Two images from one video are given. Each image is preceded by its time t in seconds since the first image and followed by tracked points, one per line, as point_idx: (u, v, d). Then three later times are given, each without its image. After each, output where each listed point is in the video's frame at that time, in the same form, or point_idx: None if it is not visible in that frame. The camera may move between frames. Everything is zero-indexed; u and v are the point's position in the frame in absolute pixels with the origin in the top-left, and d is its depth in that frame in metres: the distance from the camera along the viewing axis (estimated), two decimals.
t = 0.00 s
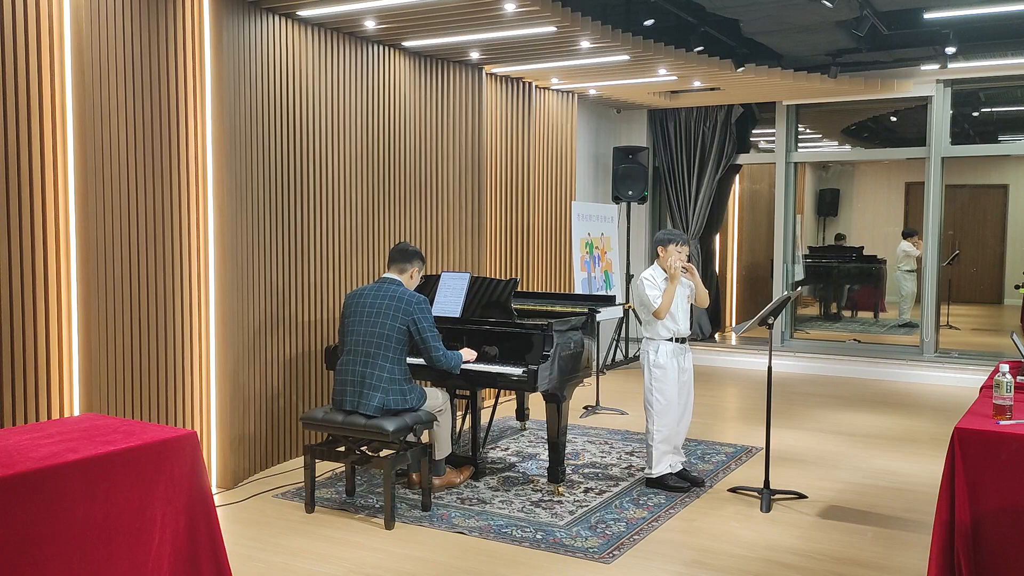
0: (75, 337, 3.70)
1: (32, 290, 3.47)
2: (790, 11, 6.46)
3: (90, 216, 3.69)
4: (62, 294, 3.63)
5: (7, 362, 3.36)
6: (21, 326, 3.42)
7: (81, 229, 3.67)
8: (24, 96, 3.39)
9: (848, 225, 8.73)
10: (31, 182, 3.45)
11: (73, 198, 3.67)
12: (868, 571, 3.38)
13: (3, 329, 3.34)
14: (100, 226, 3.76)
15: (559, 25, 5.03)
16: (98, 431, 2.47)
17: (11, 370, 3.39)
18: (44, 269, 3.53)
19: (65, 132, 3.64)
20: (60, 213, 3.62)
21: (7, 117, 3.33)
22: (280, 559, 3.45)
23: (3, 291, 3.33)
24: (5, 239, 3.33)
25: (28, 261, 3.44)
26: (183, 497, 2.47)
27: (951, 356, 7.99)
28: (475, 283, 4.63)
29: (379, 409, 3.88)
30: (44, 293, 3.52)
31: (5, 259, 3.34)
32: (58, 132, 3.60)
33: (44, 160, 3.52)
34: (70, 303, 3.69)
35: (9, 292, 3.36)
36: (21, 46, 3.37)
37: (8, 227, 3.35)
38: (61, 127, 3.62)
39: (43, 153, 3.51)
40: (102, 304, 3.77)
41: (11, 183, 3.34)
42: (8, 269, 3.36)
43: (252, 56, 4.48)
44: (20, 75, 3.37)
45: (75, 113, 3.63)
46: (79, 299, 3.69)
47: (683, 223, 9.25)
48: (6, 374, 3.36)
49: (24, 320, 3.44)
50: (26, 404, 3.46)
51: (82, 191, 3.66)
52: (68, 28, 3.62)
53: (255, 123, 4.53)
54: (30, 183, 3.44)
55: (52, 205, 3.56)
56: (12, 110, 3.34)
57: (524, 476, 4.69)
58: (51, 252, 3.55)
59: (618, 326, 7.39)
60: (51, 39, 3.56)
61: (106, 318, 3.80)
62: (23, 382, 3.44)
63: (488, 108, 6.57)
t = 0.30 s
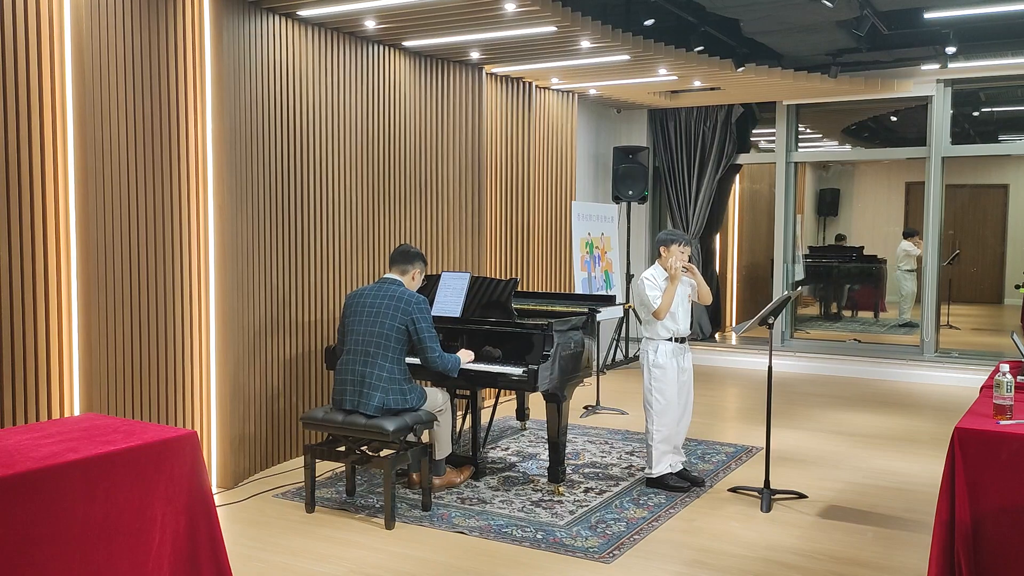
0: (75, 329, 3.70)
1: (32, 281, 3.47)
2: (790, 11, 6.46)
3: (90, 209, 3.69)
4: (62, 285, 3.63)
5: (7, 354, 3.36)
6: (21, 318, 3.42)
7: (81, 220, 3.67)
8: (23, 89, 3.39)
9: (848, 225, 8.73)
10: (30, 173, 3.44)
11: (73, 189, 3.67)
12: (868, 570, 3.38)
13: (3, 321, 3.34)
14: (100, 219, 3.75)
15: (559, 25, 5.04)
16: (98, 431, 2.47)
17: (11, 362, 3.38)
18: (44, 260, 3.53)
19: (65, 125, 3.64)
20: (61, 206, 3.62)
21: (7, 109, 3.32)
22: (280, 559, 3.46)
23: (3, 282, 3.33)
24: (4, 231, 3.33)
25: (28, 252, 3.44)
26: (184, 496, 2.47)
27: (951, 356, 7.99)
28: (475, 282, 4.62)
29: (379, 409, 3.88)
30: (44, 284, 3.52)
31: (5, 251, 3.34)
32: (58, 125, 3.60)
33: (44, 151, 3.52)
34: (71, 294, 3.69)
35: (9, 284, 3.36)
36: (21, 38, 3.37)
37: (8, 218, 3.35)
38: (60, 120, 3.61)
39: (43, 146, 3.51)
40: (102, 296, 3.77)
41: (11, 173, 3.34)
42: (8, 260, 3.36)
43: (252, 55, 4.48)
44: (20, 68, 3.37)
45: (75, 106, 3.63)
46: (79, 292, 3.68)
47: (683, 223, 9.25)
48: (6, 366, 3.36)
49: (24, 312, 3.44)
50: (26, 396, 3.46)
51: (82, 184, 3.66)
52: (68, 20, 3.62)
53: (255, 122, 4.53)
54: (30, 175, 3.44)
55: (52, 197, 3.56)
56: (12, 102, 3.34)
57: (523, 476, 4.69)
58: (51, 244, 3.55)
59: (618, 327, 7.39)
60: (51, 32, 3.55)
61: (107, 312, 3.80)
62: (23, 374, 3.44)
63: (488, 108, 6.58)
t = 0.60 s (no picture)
0: (75, 328, 3.70)
1: (31, 280, 3.46)
2: (790, 11, 6.47)
3: (90, 207, 3.69)
4: (62, 284, 3.63)
5: (7, 353, 3.36)
6: (21, 317, 3.42)
7: (81, 218, 3.67)
8: (23, 89, 3.39)
9: (848, 225, 8.73)
10: (30, 173, 3.44)
11: (73, 188, 3.67)
12: (869, 570, 3.38)
13: (3, 320, 3.34)
14: (99, 218, 3.75)
15: (559, 25, 5.04)
16: (98, 431, 2.46)
17: (11, 361, 3.38)
18: (44, 257, 3.52)
19: (65, 124, 3.64)
20: (61, 205, 3.62)
21: (7, 109, 3.32)
22: (280, 559, 3.46)
23: (3, 281, 3.33)
24: (4, 230, 3.33)
25: (28, 251, 3.44)
26: (184, 495, 2.47)
27: (950, 356, 7.99)
28: (475, 282, 4.62)
29: (379, 408, 3.88)
30: (44, 282, 3.52)
31: (5, 250, 3.33)
32: (58, 124, 3.59)
33: (44, 150, 3.52)
34: (70, 293, 3.69)
35: (9, 284, 3.36)
36: (21, 40, 3.37)
37: (9, 217, 3.35)
38: (60, 120, 3.61)
39: (43, 145, 3.51)
40: (102, 296, 3.77)
41: (11, 173, 3.34)
42: (8, 259, 3.35)
43: (252, 55, 4.48)
44: (20, 67, 3.37)
45: (75, 106, 3.63)
46: (79, 292, 3.68)
47: (683, 222, 9.25)
48: (6, 365, 3.36)
49: (24, 311, 3.44)
50: (26, 394, 3.46)
51: (82, 183, 3.66)
52: (68, 18, 3.62)
53: (255, 122, 4.53)
54: (30, 174, 3.44)
55: (52, 197, 3.56)
56: (12, 101, 3.34)
57: (523, 476, 4.69)
58: (51, 244, 3.54)
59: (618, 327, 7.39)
60: (51, 31, 3.55)
61: (107, 312, 3.80)
62: (23, 373, 3.44)
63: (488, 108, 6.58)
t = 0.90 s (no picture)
0: (75, 341, 3.70)
1: (32, 294, 3.47)
2: (790, 11, 6.47)
3: (90, 225, 3.69)
4: (63, 300, 3.63)
5: (7, 367, 3.36)
6: (21, 330, 3.42)
7: (81, 235, 3.67)
8: (23, 101, 3.39)
9: (848, 225, 8.73)
10: (31, 186, 3.44)
11: (73, 204, 3.67)
12: (869, 570, 3.38)
13: (3, 335, 3.34)
14: (99, 229, 3.75)
15: (559, 25, 5.04)
16: (98, 431, 2.46)
17: (11, 375, 3.38)
18: (44, 271, 3.52)
19: (65, 140, 3.64)
20: (61, 218, 3.62)
21: (7, 124, 3.33)
22: (280, 559, 3.46)
23: (3, 295, 3.33)
24: (5, 243, 3.33)
25: (28, 265, 3.44)
26: (184, 496, 2.47)
27: (950, 355, 7.99)
28: (475, 282, 4.62)
29: (378, 408, 3.88)
30: (44, 296, 3.52)
31: (5, 262, 3.34)
32: (58, 138, 3.59)
33: (44, 163, 3.52)
34: (71, 309, 3.69)
35: (9, 297, 3.36)
36: (21, 54, 3.37)
37: (8, 233, 3.35)
38: (61, 132, 3.62)
39: (44, 158, 3.52)
40: (102, 308, 3.77)
41: (12, 186, 3.34)
42: (8, 272, 3.36)
43: (251, 55, 4.48)
44: (19, 80, 3.37)
45: (75, 118, 3.63)
46: (79, 310, 3.69)
47: (683, 223, 9.26)
48: (6, 378, 3.35)
49: (24, 325, 3.44)
50: (26, 405, 3.46)
51: (82, 193, 3.66)
52: (68, 33, 3.62)
53: (255, 122, 4.53)
54: (30, 186, 3.44)
55: (52, 210, 3.56)
56: (12, 115, 3.34)
57: (523, 476, 4.69)
58: (51, 257, 3.55)
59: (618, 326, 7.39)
60: (51, 47, 3.55)
61: (108, 323, 3.81)
62: (24, 386, 3.44)
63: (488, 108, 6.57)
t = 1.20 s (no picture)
0: (75, 349, 3.70)
1: (32, 301, 3.47)
2: (790, 11, 6.46)
3: (90, 237, 3.70)
4: (63, 309, 3.63)
5: (7, 375, 3.36)
6: (21, 337, 3.42)
7: (81, 247, 3.68)
8: (23, 108, 3.39)
9: (848, 225, 8.73)
10: (31, 193, 3.45)
11: (73, 213, 3.67)
12: (869, 570, 3.38)
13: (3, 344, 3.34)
14: (99, 235, 3.75)
15: (559, 24, 5.03)
16: (98, 431, 2.46)
17: (11, 382, 3.39)
18: (44, 277, 3.53)
19: (65, 150, 3.64)
20: (61, 226, 3.62)
21: (7, 132, 3.33)
22: (280, 559, 3.46)
23: (2, 303, 3.33)
24: (5, 248, 3.33)
25: (28, 272, 3.44)
26: (184, 496, 2.47)
27: (950, 355, 7.99)
28: (474, 281, 4.61)
29: (378, 407, 3.88)
30: (45, 302, 3.53)
31: (5, 268, 3.34)
32: (58, 145, 3.59)
33: (44, 170, 3.52)
34: (71, 317, 3.69)
35: (9, 304, 3.37)
36: (21, 62, 3.37)
37: (8, 241, 3.35)
38: (61, 139, 3.62)
39: (44, 165, 3.52)
40: (102, 323, 3.78)
41: (11, 192, 3.34)
42: (8, 279, 3.36)
43: (251, 55, 4.48)
44: (19, 88, 3.37)
45: (75, 126, 3.63)
46: (78, 321, 3.69)
47: (683, 222, 9.26)
48: (6, 385, 3.36)
49: (24, 332, 3.44)
50: (27, 410, 3.46)
51: (82, 197, 3.66)
52: (68, 42, 3.62)
53: (255, 122, 4.53)
54: (30, 192, 3.45)
55: (52, 218, 3.56)
56: (12, 122, 3.34)
57: (523, 475, 4.69)
58: (51, 265, 3.55)
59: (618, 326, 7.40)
60: (51, 57, 3.55)
61: (108, 329, 3.81)
62: (24, 393, 3.44)
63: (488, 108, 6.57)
